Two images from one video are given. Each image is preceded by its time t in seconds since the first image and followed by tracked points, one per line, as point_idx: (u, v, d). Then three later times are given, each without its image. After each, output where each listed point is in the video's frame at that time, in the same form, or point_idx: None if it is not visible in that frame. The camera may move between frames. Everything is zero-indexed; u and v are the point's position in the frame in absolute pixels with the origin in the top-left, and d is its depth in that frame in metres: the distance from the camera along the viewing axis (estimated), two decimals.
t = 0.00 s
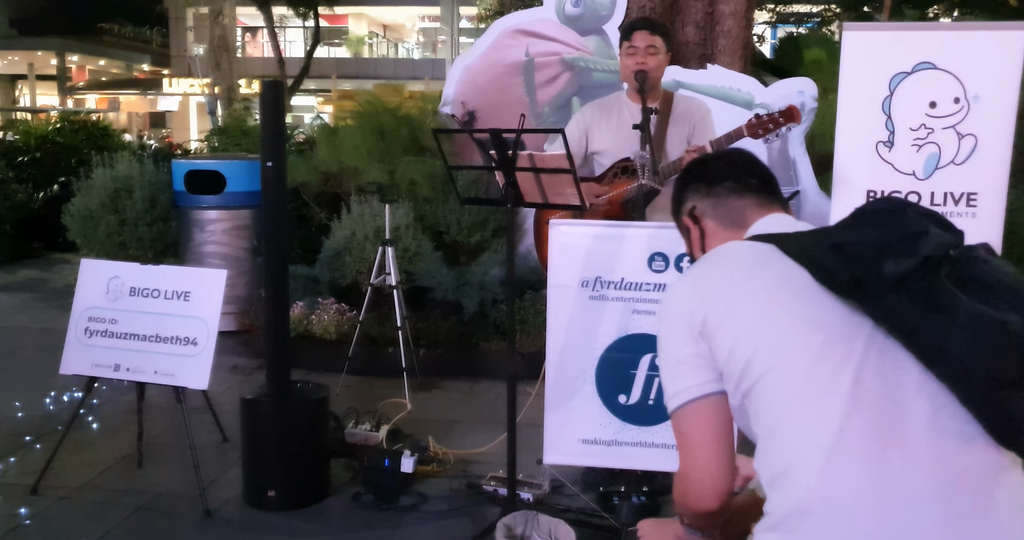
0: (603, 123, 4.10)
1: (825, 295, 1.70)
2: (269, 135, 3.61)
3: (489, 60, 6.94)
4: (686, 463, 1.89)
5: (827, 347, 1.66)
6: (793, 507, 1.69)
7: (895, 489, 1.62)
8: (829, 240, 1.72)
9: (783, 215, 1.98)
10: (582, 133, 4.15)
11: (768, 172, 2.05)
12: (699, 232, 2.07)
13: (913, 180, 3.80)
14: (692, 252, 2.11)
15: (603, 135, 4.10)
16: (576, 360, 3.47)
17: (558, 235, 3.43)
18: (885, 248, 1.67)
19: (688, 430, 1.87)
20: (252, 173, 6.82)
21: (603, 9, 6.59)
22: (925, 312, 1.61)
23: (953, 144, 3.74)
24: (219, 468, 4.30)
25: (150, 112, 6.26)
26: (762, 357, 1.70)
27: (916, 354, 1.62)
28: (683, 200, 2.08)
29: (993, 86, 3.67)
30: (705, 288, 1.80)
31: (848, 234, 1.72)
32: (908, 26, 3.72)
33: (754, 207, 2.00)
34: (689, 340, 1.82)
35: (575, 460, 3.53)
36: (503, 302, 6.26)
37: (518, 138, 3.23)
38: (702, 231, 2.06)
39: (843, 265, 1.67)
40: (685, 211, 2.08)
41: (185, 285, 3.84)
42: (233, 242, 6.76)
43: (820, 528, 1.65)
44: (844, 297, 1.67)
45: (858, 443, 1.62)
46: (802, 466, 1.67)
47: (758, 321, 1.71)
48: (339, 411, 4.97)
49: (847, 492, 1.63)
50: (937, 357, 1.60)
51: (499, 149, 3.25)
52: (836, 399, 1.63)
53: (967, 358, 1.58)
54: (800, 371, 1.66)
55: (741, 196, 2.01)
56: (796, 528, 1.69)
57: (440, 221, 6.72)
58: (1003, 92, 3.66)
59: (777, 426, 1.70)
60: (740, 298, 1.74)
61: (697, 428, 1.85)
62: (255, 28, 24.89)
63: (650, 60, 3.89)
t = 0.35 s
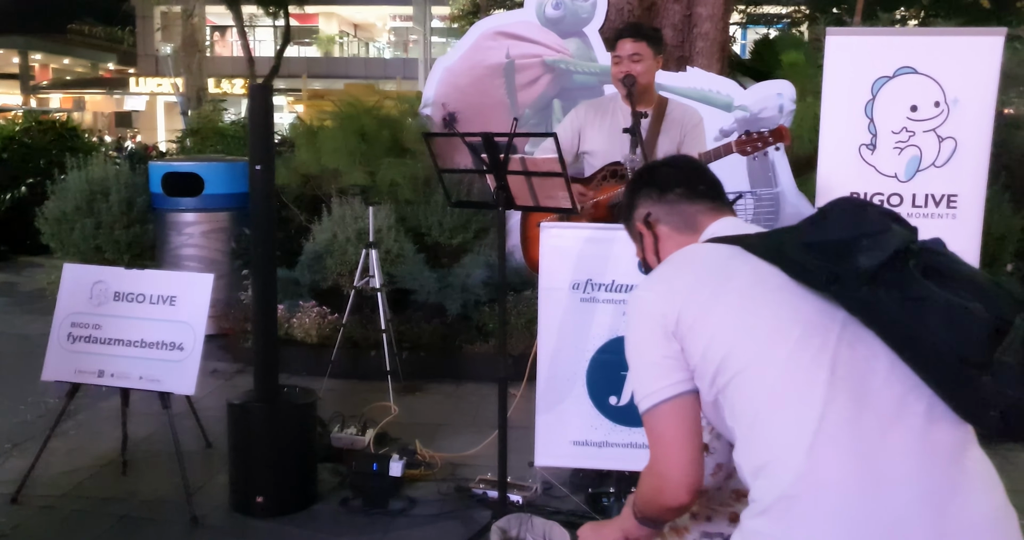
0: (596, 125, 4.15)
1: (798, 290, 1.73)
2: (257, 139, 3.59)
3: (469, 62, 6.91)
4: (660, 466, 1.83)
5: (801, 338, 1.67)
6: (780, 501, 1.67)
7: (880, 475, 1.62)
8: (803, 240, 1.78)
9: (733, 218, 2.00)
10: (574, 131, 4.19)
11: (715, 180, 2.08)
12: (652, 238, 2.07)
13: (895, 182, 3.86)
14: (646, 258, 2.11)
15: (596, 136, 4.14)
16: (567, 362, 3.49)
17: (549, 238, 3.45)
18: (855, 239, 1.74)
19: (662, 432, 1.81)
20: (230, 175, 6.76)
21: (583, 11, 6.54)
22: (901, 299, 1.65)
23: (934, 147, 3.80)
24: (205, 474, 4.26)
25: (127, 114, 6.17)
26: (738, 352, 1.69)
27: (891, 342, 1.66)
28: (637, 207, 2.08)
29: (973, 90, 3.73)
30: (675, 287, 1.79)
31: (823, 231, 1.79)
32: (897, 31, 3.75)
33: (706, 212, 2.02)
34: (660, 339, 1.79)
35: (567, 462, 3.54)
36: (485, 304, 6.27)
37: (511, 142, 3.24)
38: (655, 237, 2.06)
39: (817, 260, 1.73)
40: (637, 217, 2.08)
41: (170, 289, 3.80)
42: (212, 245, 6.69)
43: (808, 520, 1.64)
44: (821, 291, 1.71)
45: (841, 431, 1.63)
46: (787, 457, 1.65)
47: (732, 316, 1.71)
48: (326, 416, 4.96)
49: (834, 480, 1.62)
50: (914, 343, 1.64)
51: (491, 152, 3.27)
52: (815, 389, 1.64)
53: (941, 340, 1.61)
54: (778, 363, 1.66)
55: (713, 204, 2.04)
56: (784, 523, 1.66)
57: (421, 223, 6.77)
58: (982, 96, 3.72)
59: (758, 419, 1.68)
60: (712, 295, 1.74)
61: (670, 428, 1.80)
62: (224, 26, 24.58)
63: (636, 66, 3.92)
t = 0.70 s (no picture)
0: (579, 128, 4.19)
1: (744, 284, 1.71)
2: (242, 142, 3.57)
3: (448, 63, 6.88)
4: (615, 463, 1.78)
5: (750, 328, 1.67)
6: (737, 489, 1.67)
7: (831, 457, 1.64)
8: (752, 237, 1.75)
9: (665, 216, 1.97)
10: (558, 134, 4.24)
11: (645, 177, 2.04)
12: (588, 237, 2.00)
13: (873, 184, 3.93)
14: (582, 257, 2.05)
15: (580, 139, 4.19)
16: (554, 363, 3.51)
17: (537, 241, 3.49)
18: (802, 231, 1.73)
19: (615, 429, 1.76)
20: (206, 177, 6.70)
21: (562, 13, 6.49)
22: (850, 294, 1.66)
23: (911, 150, 3.88)
24: (188, 480, 4.22)
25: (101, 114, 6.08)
26: (691, 344, 1.67)
27: (838, 335, 1.67)
28: (570, 207, 2.01)
29: (948, 94, 3.81)
30: (624, 282, 1.74)
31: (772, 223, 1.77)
32: (886, 35, 3.79)
33: (641, 210, 1.97)
34: (611, 336, 1.74)
35: (556, 464, 3.56)
36: (467, 306, 6.31)
37: (499, 147, 3.26)
38: (591, 236, 2.00)
39: (764, 256, 1.71)
40: (573, 217, 2.01)
41: (154, 293, 3.75)
42: (188, 247, 6.62)
43: (767, 507, 1.64)
44: (774, 289, 1.69)
45: (792, 417, 1.64)
46: (744, 446, 1.65)
47: (683, 308, 1.68)
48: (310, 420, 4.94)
49: (790, 465, 1.63)
50: (857, 335, 1.65)
51: (478, 156, 3.29)
52: (767, 376, 1.64)
53: (886, 329, 1.64)
54: (730, 353, 1.65)
55: (657, 199, 2.02)
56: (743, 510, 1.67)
57: (401, 226, 6.77)
58: (957, 100, 3.81)
59: (712, 410, 1.67)
60: (662, 289, 1.70)
61: (624, 424, 1.75)
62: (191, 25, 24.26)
63: (618, 69, 3.92)
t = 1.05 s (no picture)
0: (562, 131, 4.22)
1: (709, 276, 1.65)
2: (227, 146, 3.55)
3: (426, 65, 6.86)
4: (572, 457, 1.67)
5: (721, 315, 1.61)
6: (710, 483, 1.59)
7: (802, 445, 1.60)
8: (713, 229, 1.68)
9: (628, 212, 1.87)
10: (541, 138, 4.27)
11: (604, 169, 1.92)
12: (550, 232, 1.89)
13: (852, 187, 4.01)
14: (545, 251, 1.94)
15: (563, 143, 4.22)
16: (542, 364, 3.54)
17: (524, 243, 3.50)
18: (763, 225, 1.66)
19: (578, 422, 1.64)
20: (182, 179, 6.63)
21: (540, 15, 6.44)
22: (812, 286, 1.60)
23: (888, 153, 3.96)
24: (172, 485, 4.19)
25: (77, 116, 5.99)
26: (663, 333, 1.60)
27: (803, 327, 1.62)
28: (533, 203, 1.90)
29: (925, 99, 3.90)
30: (592, 268, 1.64)
31: (726, 218, 1.69)
32: (859, 40, 3.88)
33: (599, 205, 1.86)
34: (579, 326, 1.62)
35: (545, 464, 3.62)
36: (448, 307, 6.29)
37: (486, 151, 3.28)
38: (554, 231, 1.89)
39: (730, 246, 1.64)
40: (534, 212, 1.90)
41: (137, 298, 3.72)
42: (164, 250, 6.55)
43: (742, 499, 1.57)
44: (744, 280, 1.63)
45: (766, 406, 1.58)
46: (718, 437, 1.58)
47: (656, 296, 1.61)
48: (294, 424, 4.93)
49: (764, 456, 1.57)
50: (821, 325, 1.60)
51: (466, 159, 3.31)
52: (739, 366, 1.58)
53: (851, 318, 1.58)
54: (703, 342, 1.59)
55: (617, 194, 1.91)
56: (716, 505, 1.59)
57: (381, 227, 6.76)
58: (933, 105, 3.89)
59: (685, 401, 1.60)
60: (633, 277, 1.62)
61: (588, 417, 1.63)
62: (159, 24, 23.94)
63: (601, 75, 3.96)
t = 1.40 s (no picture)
0: (553, 135, 4.29)
1: (720, 274, 1.71)
2: (224, 151, 3.58)
3: (414, 68, 6.87)
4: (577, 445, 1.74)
5: (733, 312, 1.67)
6: (722, 477, 1.66)
7: (810, 438, 1.67)
8: (728, 233, 1.74)
9: (646, 214, 1.93)
10: (533, 142, 4.35)
11: (627, 175, 1.97)
12: (570, 231, 1.95)
13: (840, 190, 4.10)
14: (564, 251, 2.00)
15: (555, 146, 4.29)
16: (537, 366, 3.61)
17: (520, 246, 3.57)
18: (779, 227, 1.73)
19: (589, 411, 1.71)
20: (171, 181, 6.63)
21: (528, 19, 6.57)
22: (823, 289, 1.66)
23: (876, 156, 4.05)
24: (167, 486, 4.21)
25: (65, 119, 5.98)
26: (675, 333, 1.66)
27: (812, 327, 1.69)
28: (556, 201, 1.96)
29: (911, 103, 3.98)
30: (606, 269, 1.69)
31: (741, 220, 1.76)
32: (844, 46, 3.97)
33: (619, 208, 1.92)
34: (594, 324, 1.67)
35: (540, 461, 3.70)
36: (436, 308, 6.33)
37: (482, 156, 3.35)
38: (574, 230, 1.95)
39: (746, 246, 1.71)
40: (557, 211, 1.96)
41: (134, 301, 3.74)
42: (153, 252, 6.55)
43: (752, 493, 1.64)
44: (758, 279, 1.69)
45: (775, 402, 1.65)
46: (730, 431, 1.65)
47: (671, 294, 1.67)
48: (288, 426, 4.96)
49: (773, 448, 1.64)
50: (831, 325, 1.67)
51: (463, 163, 3.38)
52: (750, 362, 1.65)
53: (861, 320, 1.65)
54: (714, 342, 1.65)
55: (638, 197, 1.96)
56: (728, 497, 1.66)
57: (370, 230, 6.84)
58: (919, 109, 3.98)
59: (700, 396, 1.66)
60: (647, 276, 1.68)
61: (589, 409, 1.70)
62: (138, 24, 23.78)
63: (593, 79, 4.03)
